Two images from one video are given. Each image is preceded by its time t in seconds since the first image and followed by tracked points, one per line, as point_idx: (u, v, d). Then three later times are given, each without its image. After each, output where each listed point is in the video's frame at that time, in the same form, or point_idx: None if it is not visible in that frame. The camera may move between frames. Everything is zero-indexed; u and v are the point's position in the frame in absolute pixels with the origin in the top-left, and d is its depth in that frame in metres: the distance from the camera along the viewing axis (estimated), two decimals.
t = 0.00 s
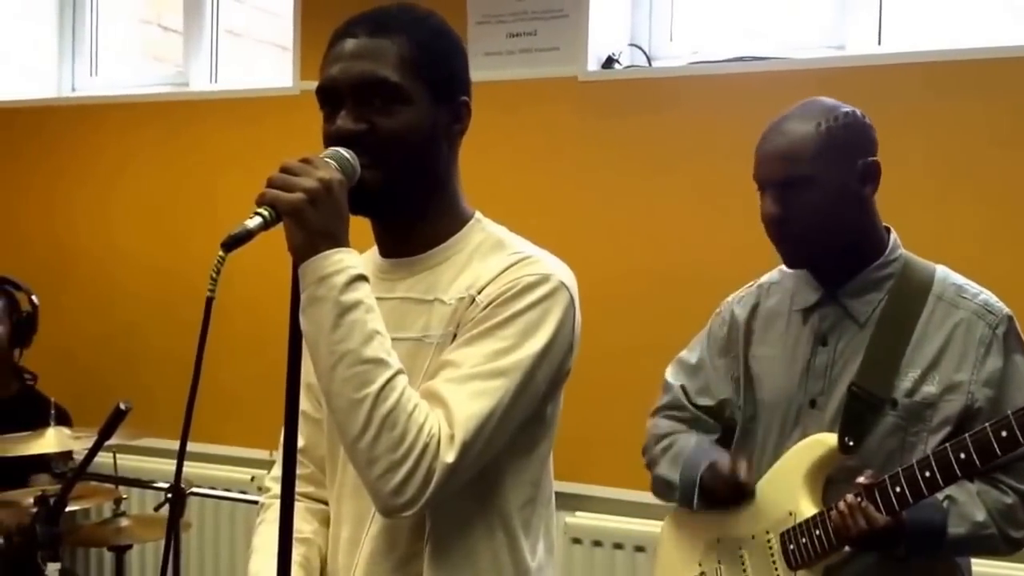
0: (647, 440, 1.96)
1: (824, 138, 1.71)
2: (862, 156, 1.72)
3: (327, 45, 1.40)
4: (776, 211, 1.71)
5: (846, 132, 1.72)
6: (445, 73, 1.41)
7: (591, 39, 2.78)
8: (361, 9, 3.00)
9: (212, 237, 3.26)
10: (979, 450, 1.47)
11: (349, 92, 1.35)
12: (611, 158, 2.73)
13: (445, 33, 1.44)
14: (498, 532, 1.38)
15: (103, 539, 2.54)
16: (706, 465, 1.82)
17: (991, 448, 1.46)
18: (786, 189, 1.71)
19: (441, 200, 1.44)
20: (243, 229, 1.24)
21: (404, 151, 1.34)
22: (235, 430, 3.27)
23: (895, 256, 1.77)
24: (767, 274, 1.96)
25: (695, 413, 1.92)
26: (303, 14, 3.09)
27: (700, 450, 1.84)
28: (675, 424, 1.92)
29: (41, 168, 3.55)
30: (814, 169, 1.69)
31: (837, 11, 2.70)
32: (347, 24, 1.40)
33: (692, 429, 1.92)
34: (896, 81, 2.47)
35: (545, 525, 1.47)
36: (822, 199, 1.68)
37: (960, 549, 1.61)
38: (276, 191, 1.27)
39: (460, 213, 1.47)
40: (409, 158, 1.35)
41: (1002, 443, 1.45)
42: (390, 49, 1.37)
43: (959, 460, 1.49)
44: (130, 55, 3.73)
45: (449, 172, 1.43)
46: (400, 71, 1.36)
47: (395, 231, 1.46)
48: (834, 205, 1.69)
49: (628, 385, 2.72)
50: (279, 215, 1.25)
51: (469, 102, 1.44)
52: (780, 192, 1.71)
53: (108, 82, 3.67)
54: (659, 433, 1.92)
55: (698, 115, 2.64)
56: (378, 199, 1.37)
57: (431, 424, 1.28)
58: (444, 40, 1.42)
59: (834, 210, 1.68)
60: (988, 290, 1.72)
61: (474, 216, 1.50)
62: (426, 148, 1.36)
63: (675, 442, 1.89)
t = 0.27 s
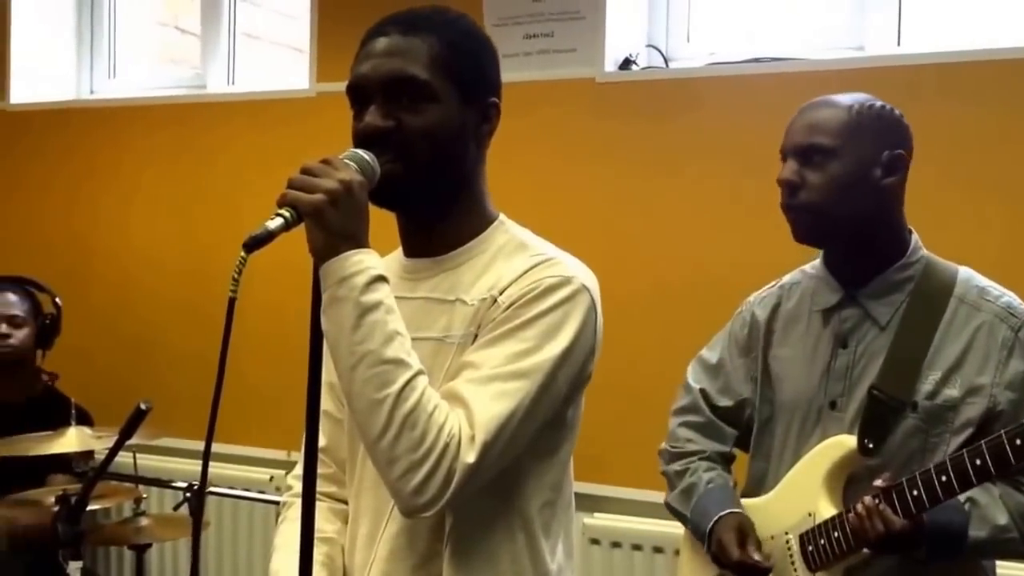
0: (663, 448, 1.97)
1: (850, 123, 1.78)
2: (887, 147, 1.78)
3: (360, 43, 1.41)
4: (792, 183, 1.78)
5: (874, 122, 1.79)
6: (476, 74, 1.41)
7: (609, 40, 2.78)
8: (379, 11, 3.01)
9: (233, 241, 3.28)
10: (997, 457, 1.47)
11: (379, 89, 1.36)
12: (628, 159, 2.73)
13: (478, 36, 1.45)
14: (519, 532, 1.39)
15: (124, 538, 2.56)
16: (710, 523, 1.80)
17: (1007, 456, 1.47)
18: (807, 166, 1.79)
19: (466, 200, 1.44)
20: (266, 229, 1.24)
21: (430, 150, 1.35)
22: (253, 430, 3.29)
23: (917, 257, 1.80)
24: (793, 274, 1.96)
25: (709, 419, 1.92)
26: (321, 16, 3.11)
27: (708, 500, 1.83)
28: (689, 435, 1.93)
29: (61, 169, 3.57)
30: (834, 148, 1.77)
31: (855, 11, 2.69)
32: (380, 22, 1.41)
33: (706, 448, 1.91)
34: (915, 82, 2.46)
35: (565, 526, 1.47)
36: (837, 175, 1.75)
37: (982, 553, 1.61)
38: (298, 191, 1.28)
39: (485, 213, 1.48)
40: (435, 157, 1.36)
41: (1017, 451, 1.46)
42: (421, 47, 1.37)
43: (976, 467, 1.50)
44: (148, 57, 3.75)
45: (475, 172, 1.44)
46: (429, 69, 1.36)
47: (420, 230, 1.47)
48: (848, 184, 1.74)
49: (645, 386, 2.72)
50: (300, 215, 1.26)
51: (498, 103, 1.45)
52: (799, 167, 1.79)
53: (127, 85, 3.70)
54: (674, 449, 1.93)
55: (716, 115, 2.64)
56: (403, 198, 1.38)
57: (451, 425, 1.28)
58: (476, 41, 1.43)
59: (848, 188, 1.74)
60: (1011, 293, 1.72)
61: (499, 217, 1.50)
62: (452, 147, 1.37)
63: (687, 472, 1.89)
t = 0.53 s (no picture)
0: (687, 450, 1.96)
1: (871, 130, 1.76)
2: (908, 152, 1.76)
3: (374, 47, 1.41)
4: (811, 193, 1.78)
5: (895, 127, 1.77)
6: (492, 75, 1.41)
7: (630, 40, 2.77)
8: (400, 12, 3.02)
9: (255, 243, 3.29)
10: (1014, 452, 1.44)
11: (396, 94, 1.35)
12: (650, 160, 2.73)
13: (492, 36, 1.44)
14: (542, 533, 1.39)
15: (147, 538, 2.57)
16: (727, 526, 1.80)
17: None
18: (827, 176, 1.78)
19: (487, 202, 1.44)
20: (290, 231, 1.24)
21: (450, 153, 1.35)
22: (276, 430, 3.30)
23: (942, 260, 1.79)
24: (816, 276, 1.95)
25: (731, 421, 1.91)
26: (343, 18, 3.12)
27: (727, 503, 1.83)
28: (713, 437, 1.92)
29: (84, 171, 3.60)
30: (853, 157, 1.75)
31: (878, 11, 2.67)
32: (392, 27, 1.40)
33: (728, 450, 1.90)
34: (940, 82, 2.44)
35: (588, 527, 1.47)
36: (856, 185, 1.74)
37: (1007, 557, 1.61)
38: (321, 193, 1.28)
39: (505, 214, 1.47)
40: (456, 160, 1.36)
41: None
42: (436, 51, 1.37)
43: (995, 463, 1.45)
44: (171, 59, 3.77)
45: (495, 174, 1.43)
46: (446, 73, 1.36)
47: (442, 232, 1.47)
48: (867, 193, 1.74)
49: (667, 387, 2.72)
50: (325, 216, 1.26)
51: (516, 103, 1.45)
52: (819, 176, 1.79)
53: (150, 87, 3.73)
54: (697, 452, 1.92)
55: (738, 116, 2.63)
56: (426, 199, 1.38)
57: (474, 426, 1.28)
58: (491, 42, 1.43)
59: (867, 198, 1.73)
60: None
61: (520, 218, 1.50)
62: (472, 149, 1.37)
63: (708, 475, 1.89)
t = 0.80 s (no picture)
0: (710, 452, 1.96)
1: (900, 125, 1.77)
2: (937, 149, 1.76)
3: (407, 49, 1.42)
4: (837, 184, 1.79)
5: (925, 125, 1.77)
6: (523, 78, 1.42)
7: (653, 41, 2.77)
8: (423, 14, 3.03)
9: (277, 245, 3.31)
10: None
11: (427, 94, 1.36)
12: (673, 161, 2.72)
13: (524, 39, 1.45)
14: (568, 535, 1.39)
15: (171, 537, 2.60)
16: (749, 533, 1.80)
17: None
18: (853, 168, 1.79)
19: (514, 204, 1.45)
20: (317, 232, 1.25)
21: (478, 154, 1.35)
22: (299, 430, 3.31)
23: (969, 261, 1.78)
24: (844, 278, 1.94)
25: (754, 423, 1.91)
26: (366, 20, 3.13)
27: (749, 509, 1.82)
28: (736, 439, 1.92)
29: (109, 172, 3.63)
30: (881, 150, 1.76)
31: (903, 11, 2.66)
32: (426, 28, 1.41)
33: (750, 453, 1.90)
34: (966, 82, 2.42)
35: (613, 529, 1.47)
36: (881, 178, 1.75)
37: None
38: (349, 194, 1.28)
39: (534, 216, 1.48)
40: (484, 161, 1.36)
41: None
42: (467, 53, 1.38)
43: (1017, 462, 1.44)
44: (195, 61, 3.79)
45: (524, 176, 1.44)
46: (476, 74, 1.37)
47: (470, 234, 1.48)
48: (893, 186, 1.74)
49: (691, 389, 2.71)
50: (351, 218, 1.27)
51: (546, 105, 1.45)
52: (845, 168, 1.80)
53: (175, 89, 3.76)
54: (719, 454, 1.92)
55: (762, 117, 2.62)
56: (453, 201, 1.38)
57: (500, 427, 1.28)
58: (523, 44, 1.43)
59: (892, 190, 1.74)
60: None
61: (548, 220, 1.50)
62: (501, 150, 1.37)
63: (731, 479, 1.88)
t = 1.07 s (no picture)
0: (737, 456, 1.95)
1: (925, 128, 1.77)
2: (963, 151, 1.75)
3: (433, 50, 1.42)
4: (861, 189, 1.78)
5: (951, 127, 1.76)
6: (550, 80, 1.42)
7: (677, 42, 2.77)
8: (447, 16, 3.04)
9: (302, 245, 3.32)
10: None
11: (454, 94, 1.36)
12: (698, 162, 2.72)
13: (552, 41, 1.45)
14: (593, 536, 1.39)
15: (198, 535, 2.62)
16: (778, 544, 1.79)
17: None
18: (878, 172, 1.78)
19: (540, 205, 1.45)
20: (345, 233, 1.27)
21: (504, 155, 1.36)
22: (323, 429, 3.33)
23: (997, 264, 1.77)
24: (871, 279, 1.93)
25: (780, 425, 1.90)
26: (390, 22, 3.14)
27: (776, 518, 1.82)
28: (762, 443, 1.91)
29: (136, 174, 3.66)
30: (905, 153, 1.76)
31: (930, 11, 2.65)
32: (453, 28, 1.42)
33: (776, 456, 1.90)
34: (994, 82, 2.41)
35: (638, 531, 1.47)
36: (907, 181, 1.74)
37: None
38: (376, 195, 1.29)
39: (559, 218, 1.48)
40: (510, 162, 1.36)
41: None
42: (495, 54, 1.38)
43: None
44: (220, 63, 3.82)
45: (549, 177, 1.44)
46: (503, 75, 1.37)
47: (495, 235, 1.48)
48: (918, 190, 1.74)
49: (715, 390, 2.70)
50: (379, 219, 1.28)
51: (572, 107, 1.45)
52: (870, 172, 1.79)
53: (200, 91, 3.79)
54: (746, 458, 1.92)
55: (788, 118, 2.61)
56: (479, 201, 1.39)
57: (526, 428, 1.29)
58: (550, 46, 1.44)
59: (918, 194, 1.73)
60: None
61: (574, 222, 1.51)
62: (527, 151, 1.37)
63: (758, 485, 1.88)
